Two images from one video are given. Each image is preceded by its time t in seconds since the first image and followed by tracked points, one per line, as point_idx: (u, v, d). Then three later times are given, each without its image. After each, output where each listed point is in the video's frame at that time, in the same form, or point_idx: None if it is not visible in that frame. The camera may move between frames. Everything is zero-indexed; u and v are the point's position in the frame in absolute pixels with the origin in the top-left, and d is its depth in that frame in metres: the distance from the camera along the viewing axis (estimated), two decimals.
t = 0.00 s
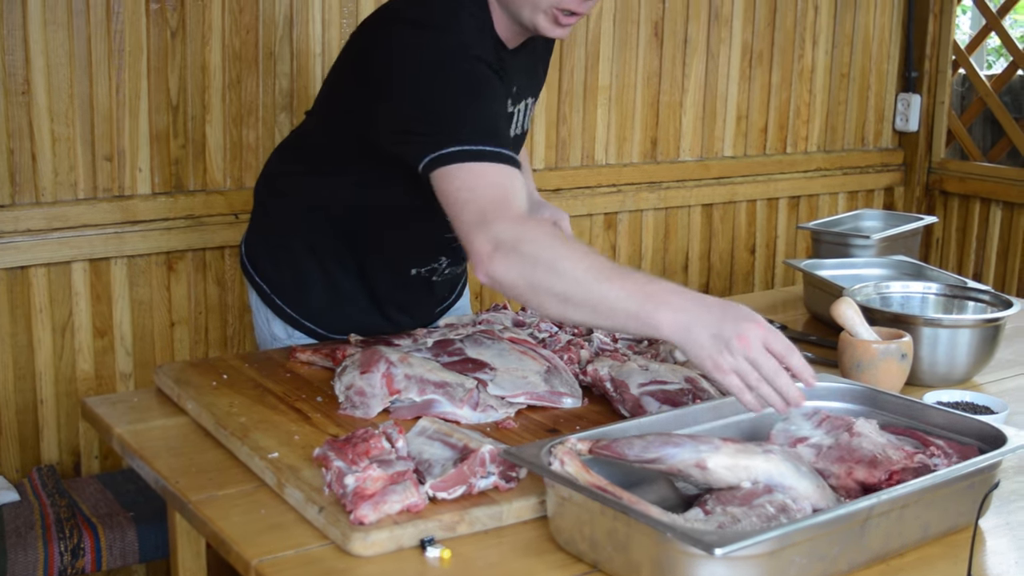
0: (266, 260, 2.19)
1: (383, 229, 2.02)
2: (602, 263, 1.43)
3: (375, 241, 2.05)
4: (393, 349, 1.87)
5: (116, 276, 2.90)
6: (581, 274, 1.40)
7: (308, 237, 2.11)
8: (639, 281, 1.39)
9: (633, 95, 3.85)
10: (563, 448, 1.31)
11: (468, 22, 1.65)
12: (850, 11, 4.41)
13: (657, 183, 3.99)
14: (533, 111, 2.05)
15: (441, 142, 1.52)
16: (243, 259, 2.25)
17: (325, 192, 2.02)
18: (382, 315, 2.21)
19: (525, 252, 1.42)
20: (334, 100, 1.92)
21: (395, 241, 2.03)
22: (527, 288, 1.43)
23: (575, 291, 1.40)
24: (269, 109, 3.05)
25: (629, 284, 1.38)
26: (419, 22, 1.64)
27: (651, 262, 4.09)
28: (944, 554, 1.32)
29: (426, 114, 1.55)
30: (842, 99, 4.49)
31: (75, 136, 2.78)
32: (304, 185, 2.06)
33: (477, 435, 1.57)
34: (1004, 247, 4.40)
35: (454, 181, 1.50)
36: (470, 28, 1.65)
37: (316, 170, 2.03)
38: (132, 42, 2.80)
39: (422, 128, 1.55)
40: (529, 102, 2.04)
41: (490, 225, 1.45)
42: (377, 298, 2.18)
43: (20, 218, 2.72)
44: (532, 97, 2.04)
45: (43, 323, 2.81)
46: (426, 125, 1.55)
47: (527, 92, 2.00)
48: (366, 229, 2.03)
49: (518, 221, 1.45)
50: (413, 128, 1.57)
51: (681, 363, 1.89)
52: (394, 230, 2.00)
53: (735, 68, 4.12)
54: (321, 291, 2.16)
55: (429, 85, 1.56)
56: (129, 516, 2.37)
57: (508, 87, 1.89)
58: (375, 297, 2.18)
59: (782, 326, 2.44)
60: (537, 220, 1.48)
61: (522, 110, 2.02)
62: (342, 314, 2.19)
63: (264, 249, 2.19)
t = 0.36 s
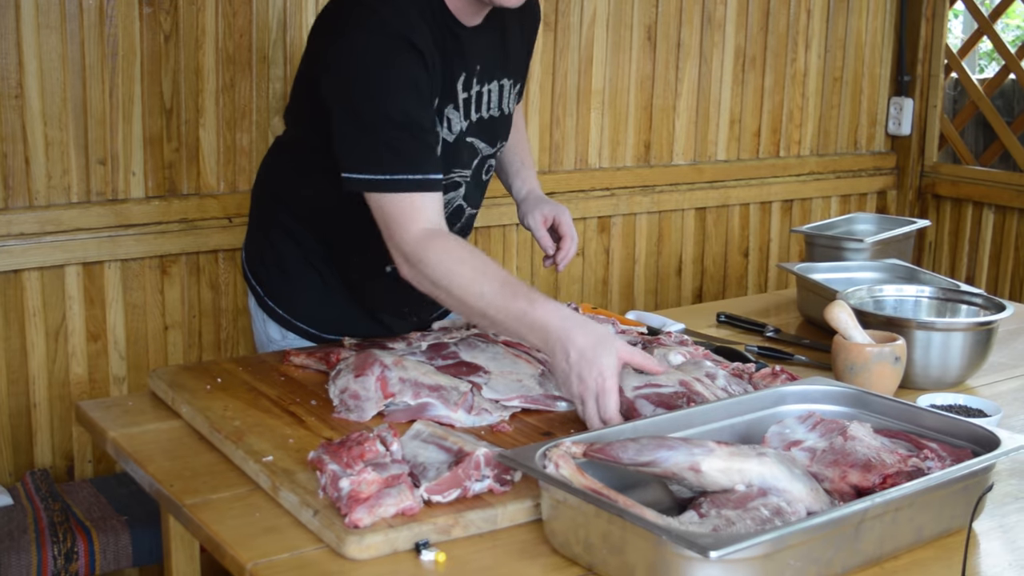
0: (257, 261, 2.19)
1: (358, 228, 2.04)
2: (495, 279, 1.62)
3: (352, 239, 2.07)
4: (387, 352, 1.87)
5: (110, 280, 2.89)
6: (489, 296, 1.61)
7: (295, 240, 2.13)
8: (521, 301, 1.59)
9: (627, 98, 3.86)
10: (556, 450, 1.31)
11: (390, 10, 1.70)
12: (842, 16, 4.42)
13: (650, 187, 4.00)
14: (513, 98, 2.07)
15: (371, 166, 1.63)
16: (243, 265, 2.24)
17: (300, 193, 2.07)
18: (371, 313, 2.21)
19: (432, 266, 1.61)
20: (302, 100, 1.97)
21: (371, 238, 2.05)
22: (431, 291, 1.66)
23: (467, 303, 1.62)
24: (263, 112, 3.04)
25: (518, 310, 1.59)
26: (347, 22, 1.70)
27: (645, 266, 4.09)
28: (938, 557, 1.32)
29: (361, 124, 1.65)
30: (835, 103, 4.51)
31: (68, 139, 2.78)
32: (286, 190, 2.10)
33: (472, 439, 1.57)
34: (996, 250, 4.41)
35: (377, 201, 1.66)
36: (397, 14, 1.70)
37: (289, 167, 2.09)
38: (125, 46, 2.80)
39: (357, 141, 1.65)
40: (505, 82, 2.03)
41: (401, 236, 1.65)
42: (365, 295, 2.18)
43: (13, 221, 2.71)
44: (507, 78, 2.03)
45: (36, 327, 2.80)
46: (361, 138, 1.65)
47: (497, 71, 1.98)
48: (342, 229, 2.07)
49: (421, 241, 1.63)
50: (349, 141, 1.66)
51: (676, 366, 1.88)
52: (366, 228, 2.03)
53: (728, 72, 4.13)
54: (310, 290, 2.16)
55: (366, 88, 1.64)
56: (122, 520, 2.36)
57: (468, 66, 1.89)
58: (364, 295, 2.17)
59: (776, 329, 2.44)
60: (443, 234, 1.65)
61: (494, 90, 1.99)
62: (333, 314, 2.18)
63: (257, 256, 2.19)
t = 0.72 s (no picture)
0: (256, 263, 2.19)
1: (356, 220, 2.04)
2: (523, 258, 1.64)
3: (348, 235, 2.07)
4: (388, 356, 1.87)
5: (109, 283, 2.89)
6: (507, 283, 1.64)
7: (290, 237, 2.13)
8: (542, 284, 1.60)
9: (626, 103, 3.86)
10: (557, 457, 1.31)
11: None
12: (841, 21, 4.43)
13: (649, 192, 4.00)
14: (509, 89, 2.08)
15: (390, 140, 1.66)
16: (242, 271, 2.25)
17: (298, 186, 2.07)
18: (372, 310, 2.20)
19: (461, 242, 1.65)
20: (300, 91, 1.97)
21: (370, 229, 2.05)
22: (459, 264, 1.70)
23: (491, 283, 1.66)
24: (262, 116, 3.04)
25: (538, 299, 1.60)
26: (345, 4, 1.70)
27: (644, 270, 4.09)
28: (939, 563, 1.32)
29: (372, 99, 1.66)
30: (834, 108, 4.51)
31: (68, 142, 2.78)
32: (283, 184, 2.10)
33: (473, 444, 1.57)
34: (994, 256, 4.42)
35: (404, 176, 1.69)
36: None
37: (287, 158, 2.09)
38: (126, 49, 2.80)
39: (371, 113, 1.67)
40: (502, 73, 2.03)
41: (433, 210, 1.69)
42: (367, 294, 2.17)
43: (12, 224, 2.71)
44: (504, 69, 2.03)
45: (35, 329, 2.80)
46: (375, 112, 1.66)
47: (494, 61, 1.99)
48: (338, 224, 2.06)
49: (450, 220, 1.66)
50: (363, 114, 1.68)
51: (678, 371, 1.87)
52: (365, 218, 2.03)
53: (727, 77, 4.13)
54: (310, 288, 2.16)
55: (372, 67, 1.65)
56: (121, 523, 2.36)
57: (465, 56, 1.88)
58: (365, 293, 2.17)
59: (775, 334, 2.45)
60: (475, 212, 1.67)
61: (491, 82, 1.99)
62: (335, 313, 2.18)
63: (257, 259, 2.20)
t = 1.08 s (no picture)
0: (250, 272, 2.19)
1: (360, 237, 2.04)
2: (528, 253, 1.57)
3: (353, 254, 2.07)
4: (377, 363, 1.87)
5: (97, 289, 2.88)
6: (513, 276, 1.56)
7: (291, 247, 2.12)
8: (559, 271, 1.52)
9: (615, 110, 3.87)
10: (546, 465, 1.30)
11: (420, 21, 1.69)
12: (829, 29, 4.46)
13: (638, 199, 4.01)
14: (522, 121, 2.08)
15: (397, 173, 1.61)
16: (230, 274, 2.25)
17: (305, 204, 2.04)
18: (366, 326, 2.20)
19: (467, 264, 1.57)
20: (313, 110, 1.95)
21: (375, 253, 2.05)
22: (475, 294, 1.61)
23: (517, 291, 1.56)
24: (251, 122, 3.04)
25: (556, 275, 1.52)
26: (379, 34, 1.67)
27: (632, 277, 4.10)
28: (928, 570, 1.33)
29: (392, 133, 1.62)
30: (821, 115, 4.53)
31: (57, 148, 2.77)
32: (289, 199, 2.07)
33: (463, 452, 1.57)
34: (980, 264, 4.44)
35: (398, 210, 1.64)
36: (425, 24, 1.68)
37: (294, 178, 2.06)
38: (115, 55, 2.80)
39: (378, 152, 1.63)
40: (516, 106, 2.02)
41: (429, 246, 1.62)
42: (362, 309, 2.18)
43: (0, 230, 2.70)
44: (518, 101, 2.02)
45: (22, 335, 2.79)
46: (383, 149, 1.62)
47: (511, 94, 1.98)
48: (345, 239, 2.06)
49: (450, 240, 1.60)
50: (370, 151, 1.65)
51: (665, 378, 1.87)
52: (373, 244, 2.04)
53: (716, 85, 4.14)
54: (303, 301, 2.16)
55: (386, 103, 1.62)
56: (107, 530, 2.35)
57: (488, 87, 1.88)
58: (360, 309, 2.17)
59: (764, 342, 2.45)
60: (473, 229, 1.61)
61: (506, 114, 2.00)
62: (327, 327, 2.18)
63: (251, 267, 2.19)
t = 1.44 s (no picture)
0: (238, 275, 2.18)
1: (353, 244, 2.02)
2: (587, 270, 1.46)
3: (348, 261, 2.05)
4: (365, 369, 1.87)
5: (82, 293, 2.87)
6: (564, 289, 1.44)
7: (282, 252, 2.10)
8: (619, 295, 1.42)
9: (601, 116, 3.88)
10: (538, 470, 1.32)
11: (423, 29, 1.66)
12: (814, 36, 4.48)
13: (624, 204, 4.02)
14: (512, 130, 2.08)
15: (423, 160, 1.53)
16: (216, 275, 2.24)
17: (304, 212, 2.02)
18: (355, 330, 2.21)
19: (513, 267, 1.46)
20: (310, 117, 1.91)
21: (370, 260, 2.03)
22: (513, 299, 1.48)
23: (558, 306, 1.44)
24: (238, 126, 3.03)
25: (611, 300, 1.41)
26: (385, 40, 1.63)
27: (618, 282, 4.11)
28: None
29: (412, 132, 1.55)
30: (806, 122, 4.55)
31: (42, 151, 2.75)
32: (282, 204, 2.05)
33: (453, 457, 1.57)
34: (964, 271, 4.47)
35: (433, 198, 1.52)
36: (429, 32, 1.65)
37: (290, 182, 2.03)
38: (101, 59, 2.78)
39: (391, 154, 1.57)
40: (507, 115, 2.04)
41: (476, 240, 1.47)
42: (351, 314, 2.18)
43: None
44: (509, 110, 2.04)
45: (6, 340, 2.77)
46: (403, 150, 1.55)
47: (503, 104, 1.99)
48: (340, 244, 2.03)
49: (501, 238, 1.46)
50: (387, 153, 1.58)
51: (653, 386, 1.88)
52: (368, 252, 2.02)
53: (701, 91, 4.16)
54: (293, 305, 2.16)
55: (400, 107, 1.56)
56: (92, 535, 2.34)
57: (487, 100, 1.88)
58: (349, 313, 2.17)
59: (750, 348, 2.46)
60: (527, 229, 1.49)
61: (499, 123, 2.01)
62: (317, 329, 2.18)
63: (240, 270, 2.18)
